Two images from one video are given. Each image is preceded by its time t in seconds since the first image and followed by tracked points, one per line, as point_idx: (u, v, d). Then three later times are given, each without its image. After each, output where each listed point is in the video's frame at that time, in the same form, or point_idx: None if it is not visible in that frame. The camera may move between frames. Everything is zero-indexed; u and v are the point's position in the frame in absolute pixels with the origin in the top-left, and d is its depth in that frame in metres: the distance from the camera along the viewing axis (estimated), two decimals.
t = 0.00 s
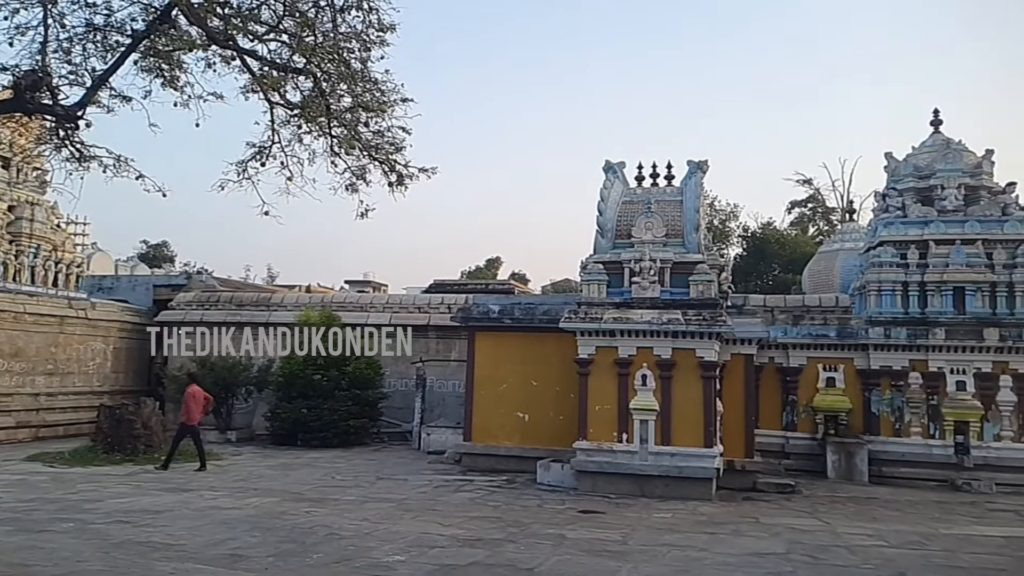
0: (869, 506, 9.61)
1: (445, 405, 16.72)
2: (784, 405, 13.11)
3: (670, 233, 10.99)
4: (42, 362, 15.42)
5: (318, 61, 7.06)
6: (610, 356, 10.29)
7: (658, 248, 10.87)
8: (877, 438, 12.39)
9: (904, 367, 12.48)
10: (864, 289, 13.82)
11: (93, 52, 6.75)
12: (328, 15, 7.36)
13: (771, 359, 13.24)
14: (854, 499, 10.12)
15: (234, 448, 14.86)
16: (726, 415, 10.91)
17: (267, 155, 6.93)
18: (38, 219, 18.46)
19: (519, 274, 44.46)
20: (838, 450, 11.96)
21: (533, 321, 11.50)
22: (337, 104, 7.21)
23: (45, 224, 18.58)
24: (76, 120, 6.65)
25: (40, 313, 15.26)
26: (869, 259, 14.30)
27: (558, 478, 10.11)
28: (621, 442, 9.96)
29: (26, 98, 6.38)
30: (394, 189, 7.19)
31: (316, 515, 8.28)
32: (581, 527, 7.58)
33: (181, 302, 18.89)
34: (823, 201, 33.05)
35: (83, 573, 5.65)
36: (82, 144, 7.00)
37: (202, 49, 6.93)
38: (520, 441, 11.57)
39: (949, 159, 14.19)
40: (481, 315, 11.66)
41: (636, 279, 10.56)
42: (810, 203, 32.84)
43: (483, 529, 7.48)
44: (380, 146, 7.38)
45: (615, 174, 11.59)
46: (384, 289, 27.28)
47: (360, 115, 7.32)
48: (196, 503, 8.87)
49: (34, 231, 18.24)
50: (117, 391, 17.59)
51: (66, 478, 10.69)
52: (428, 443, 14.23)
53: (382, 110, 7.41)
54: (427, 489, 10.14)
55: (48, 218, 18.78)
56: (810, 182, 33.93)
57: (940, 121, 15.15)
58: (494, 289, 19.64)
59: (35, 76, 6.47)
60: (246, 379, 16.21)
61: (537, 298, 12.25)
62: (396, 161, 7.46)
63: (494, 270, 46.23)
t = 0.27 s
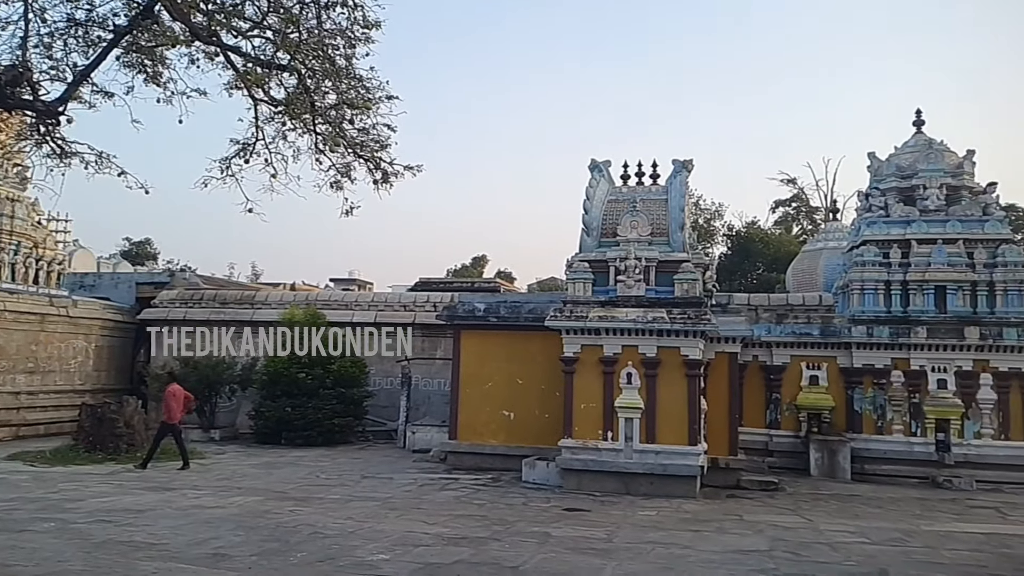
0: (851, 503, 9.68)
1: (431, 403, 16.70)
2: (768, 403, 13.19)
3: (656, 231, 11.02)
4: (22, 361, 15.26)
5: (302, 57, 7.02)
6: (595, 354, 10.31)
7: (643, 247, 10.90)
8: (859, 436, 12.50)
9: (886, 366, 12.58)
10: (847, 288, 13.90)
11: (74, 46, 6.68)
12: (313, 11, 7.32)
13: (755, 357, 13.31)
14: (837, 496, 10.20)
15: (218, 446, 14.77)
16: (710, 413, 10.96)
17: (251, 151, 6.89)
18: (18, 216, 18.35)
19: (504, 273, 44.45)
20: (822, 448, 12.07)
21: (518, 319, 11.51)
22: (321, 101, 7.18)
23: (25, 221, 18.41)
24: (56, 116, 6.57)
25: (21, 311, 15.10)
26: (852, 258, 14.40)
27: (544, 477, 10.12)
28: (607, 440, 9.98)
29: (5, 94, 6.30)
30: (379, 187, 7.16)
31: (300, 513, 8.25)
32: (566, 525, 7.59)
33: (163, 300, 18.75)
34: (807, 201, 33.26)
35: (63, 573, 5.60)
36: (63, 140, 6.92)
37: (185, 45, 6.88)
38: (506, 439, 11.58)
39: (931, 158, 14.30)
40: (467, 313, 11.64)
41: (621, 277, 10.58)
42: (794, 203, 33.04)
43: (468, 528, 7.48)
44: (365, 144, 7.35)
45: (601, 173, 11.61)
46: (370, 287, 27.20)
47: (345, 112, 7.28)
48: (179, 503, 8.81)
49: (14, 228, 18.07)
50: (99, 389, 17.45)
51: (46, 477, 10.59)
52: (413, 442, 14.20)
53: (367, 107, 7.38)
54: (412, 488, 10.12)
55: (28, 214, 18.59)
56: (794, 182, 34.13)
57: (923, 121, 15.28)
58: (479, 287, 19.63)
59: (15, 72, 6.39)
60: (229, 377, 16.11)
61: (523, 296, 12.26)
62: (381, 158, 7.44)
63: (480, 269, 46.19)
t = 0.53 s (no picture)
0: (835, 500, 9.75)
1: (417, 402, 16.68)
2: (753, 401, 13.25)
3: (642, 230, 11.05)
4: (4, 359, 15.10)
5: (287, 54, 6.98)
6: (581, 353, 10.32)
7: (629, 245, 10.92)
8: (842, 434, 12.59)
9: (869, 364, 12.67)
10: (831, 287, 13.99)
11: (57, 42, 6.62)
12: (298, 8, 7.28)
13: (740, 356, 13.33)
14: (821, 494, 10.26)
15: (201, 445, 14.67)
16: (696, 411, 11.00)
17: (236, 149, 6.85)
18: None
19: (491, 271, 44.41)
20: (806, 446, 12.14)
21: (505, 318, 11.49)
22: (307, 99, 7.14)
23: (6, 218, 18.22)
24: (38, 112, 6.51)
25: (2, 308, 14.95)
26: (836, 257, 14.49)
27: (530, 475, 10.12)
28: (592, 438, 10.00)
29: None
30: (364, 185, 7.14)
31: (285, 513, 8.21)
32: (552, 523, 7.60)
33: (147, 297, 18.60)
34: (792, 200, 33.46)
35: (44, 573, 5.54)
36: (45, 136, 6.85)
37: (169, 41, 6.82)
38: (492, 438, 11.57)
39: (914, 158, 14.40)
40: (453, 312, 11.58)
41: (607, 276, 10.59)
42: (779, 202, 33.23)
43: (454, 526, 7.47)
44: (350, 141, 7.32)
45: (587, 172, 11.62)
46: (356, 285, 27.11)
47: (330, 110, 7.25)
48: (162, 502, 8.74)
49: None
50: (82, 388, 17.30)
51: (28, 476, 10.48)
52: (399, 440, 14.16)
53: (352, 105, 7.35)
54: (398, 486, 10.10)
55: (9, 211, 18.40)
56: (779, 182, 34.32)
57: (906, 121, 15.39)
58: (466, 285, 19.61)
59: None
60: (214, 376, 16.00)
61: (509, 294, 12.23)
62: (367, 156, 7.41)
63: (467, 267, 46.15)
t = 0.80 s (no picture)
0: (819, 498, 9.80)
1: (404, 400, 16.65)
2: (738, 399, 13.32)
3: (629, 229, 11.07)
4: None
5: (274, 50, 6.95)
6: (568, 351, 10.33)
7: (617, 244, 10.94)
8: (827, 432, 12.68)
9: (854, 363, 12.76)
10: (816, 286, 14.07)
11: (40, 37, 6.55)
12: (285, 4, 7.24)
13: (726, 354, 13.41)
14: (806, 492, 10.32)
15: (186, 444, 14.59)
16: (682, 409, 11.04)
17: (221, 145, 6.82)
18: None
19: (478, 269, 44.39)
20: (791, 444, 12.21)
21: (492, 316, 11.48)
22: (293, 95, 7.11)
23: None
24: (21, 108, 6.44)
25: None
26: (821, 256, 14.57)
27: (516, 473, 10.13)
28: (579, 436, 10.01)
29: None
30: (351, 182, 7.12)
31: (271, 511, 8.18)
32: (538, 521, 7.60)
33: (132, 295, 18.46)
34: (778, 199, 33.63)
35: (25, 573, 5.49)
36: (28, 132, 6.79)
37: (154, 36, 6.77)
38: (479, 436, 11.56)
39: (898, 158, 14.51)
40: (440, 310, 11.55)
41: (594, 275, 10.60)
42: (765, 202, 33.39)
43: (440, 525, 7.46)
44: (337, 139, 7.30)
45: (575, 170, 11.63)
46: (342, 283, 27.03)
47: (317, 107, 7.22)
48: (146, 501, 8.68)
49: None
50: (66, 386, 17.15)
51: (10, 475, 10.38)
52: (386, 439, 14.13)
53: (339, 102, 7.32)
54: (385, 485, 10.07)
55: None
56: (765, 181, 34.49)
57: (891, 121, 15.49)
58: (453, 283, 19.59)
59: None
60: (199, 374, 15.91)
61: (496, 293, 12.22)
62: (353, 153, 7.39)
63: (455, 265, 46.10)
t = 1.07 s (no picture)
0: (805, 496, 9.86)
1: (391, 399, 16.62)
2: (724, 398, 13.38)
3: (616, 228, 11.10)
4: None
5: (260, 47, 6.92)
6: (556, 350, 10.34)
7: (604, 243, 10.96)
8: (812, 431, 12.77)
9: (839, 361, 12.84)
10: (802, 285, 14.15)
11: (23, 32, 6.50)
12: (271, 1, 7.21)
13: (712, 353, 13.47)
14: (791, 490, 10.38)
15: (171, 443, 14.50)
16: (669, 407, 11.08)
17: (207, 142, 6.79)
18: None
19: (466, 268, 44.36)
20: (776, 443, 12.26)
21: (480, 315, 11.46)
22: (279, 93, 7.08)
23: None
24: (3, 103, 6.38)
25: None
26: (807, 255, 14.65)
27: (504, 472, 10.12)
28: (567, 435, 10.02)
29: None
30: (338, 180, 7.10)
31: (257, 511, 8.14)
32: (526, 520, 7.61)
33: (116, 293, 18.31)
34: (765, 199, 33.78)
35: (7, 573, 5.44)
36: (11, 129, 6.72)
37: (139, 32, 6.73)
38: (466, 435, 11.55)
39: (884, 158, 14.59)
40: (428, 309, 11.52)
41: (582, 274, 10.60)
42: (752, 201, 33.53)
43: (427, 524, 7.45)
44: (323, 136, 7.28)
45: (563, 169, 11.64)
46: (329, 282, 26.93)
47: (303, 104, 7.20)
48: (131, 500, 8.62)
49: None
50: (49, 385, 17.00)
51: None
52: (372, 438, 14.09)
53: (326, 100, 7.29)
54: (372, 484, 10.05)
55: None
56: (752, 181, 34.62)
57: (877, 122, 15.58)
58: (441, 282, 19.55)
59: None
60: (184, 373, 15.82)
61: (484, 291, 12.20)
62: (340, 151, 7.36)
63: (442, 264, 46.02)
